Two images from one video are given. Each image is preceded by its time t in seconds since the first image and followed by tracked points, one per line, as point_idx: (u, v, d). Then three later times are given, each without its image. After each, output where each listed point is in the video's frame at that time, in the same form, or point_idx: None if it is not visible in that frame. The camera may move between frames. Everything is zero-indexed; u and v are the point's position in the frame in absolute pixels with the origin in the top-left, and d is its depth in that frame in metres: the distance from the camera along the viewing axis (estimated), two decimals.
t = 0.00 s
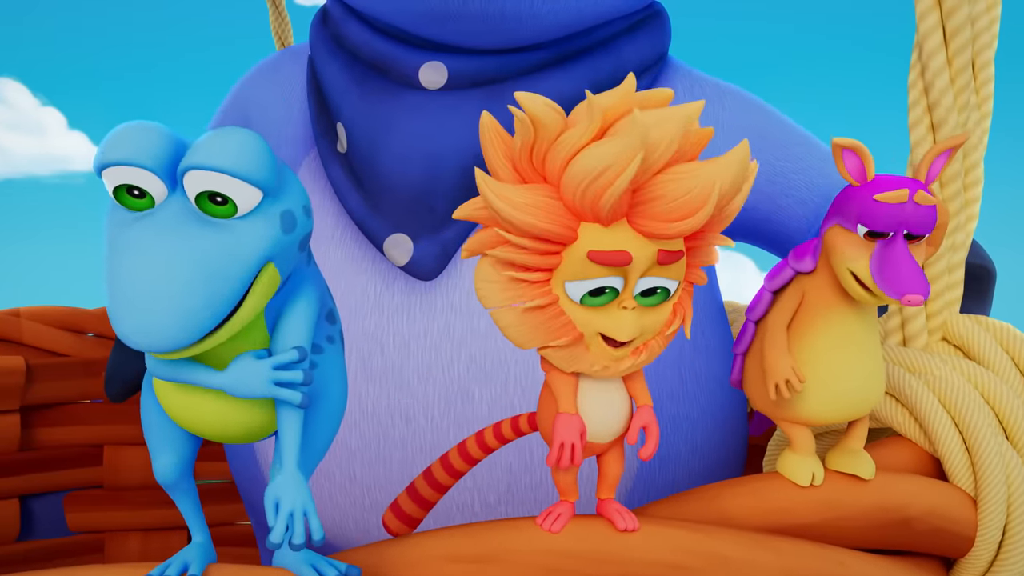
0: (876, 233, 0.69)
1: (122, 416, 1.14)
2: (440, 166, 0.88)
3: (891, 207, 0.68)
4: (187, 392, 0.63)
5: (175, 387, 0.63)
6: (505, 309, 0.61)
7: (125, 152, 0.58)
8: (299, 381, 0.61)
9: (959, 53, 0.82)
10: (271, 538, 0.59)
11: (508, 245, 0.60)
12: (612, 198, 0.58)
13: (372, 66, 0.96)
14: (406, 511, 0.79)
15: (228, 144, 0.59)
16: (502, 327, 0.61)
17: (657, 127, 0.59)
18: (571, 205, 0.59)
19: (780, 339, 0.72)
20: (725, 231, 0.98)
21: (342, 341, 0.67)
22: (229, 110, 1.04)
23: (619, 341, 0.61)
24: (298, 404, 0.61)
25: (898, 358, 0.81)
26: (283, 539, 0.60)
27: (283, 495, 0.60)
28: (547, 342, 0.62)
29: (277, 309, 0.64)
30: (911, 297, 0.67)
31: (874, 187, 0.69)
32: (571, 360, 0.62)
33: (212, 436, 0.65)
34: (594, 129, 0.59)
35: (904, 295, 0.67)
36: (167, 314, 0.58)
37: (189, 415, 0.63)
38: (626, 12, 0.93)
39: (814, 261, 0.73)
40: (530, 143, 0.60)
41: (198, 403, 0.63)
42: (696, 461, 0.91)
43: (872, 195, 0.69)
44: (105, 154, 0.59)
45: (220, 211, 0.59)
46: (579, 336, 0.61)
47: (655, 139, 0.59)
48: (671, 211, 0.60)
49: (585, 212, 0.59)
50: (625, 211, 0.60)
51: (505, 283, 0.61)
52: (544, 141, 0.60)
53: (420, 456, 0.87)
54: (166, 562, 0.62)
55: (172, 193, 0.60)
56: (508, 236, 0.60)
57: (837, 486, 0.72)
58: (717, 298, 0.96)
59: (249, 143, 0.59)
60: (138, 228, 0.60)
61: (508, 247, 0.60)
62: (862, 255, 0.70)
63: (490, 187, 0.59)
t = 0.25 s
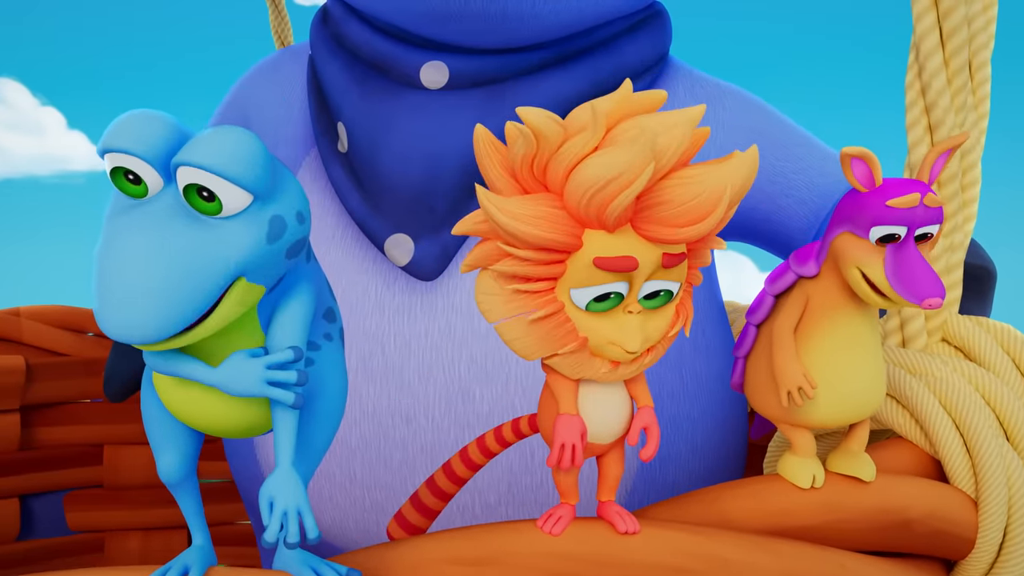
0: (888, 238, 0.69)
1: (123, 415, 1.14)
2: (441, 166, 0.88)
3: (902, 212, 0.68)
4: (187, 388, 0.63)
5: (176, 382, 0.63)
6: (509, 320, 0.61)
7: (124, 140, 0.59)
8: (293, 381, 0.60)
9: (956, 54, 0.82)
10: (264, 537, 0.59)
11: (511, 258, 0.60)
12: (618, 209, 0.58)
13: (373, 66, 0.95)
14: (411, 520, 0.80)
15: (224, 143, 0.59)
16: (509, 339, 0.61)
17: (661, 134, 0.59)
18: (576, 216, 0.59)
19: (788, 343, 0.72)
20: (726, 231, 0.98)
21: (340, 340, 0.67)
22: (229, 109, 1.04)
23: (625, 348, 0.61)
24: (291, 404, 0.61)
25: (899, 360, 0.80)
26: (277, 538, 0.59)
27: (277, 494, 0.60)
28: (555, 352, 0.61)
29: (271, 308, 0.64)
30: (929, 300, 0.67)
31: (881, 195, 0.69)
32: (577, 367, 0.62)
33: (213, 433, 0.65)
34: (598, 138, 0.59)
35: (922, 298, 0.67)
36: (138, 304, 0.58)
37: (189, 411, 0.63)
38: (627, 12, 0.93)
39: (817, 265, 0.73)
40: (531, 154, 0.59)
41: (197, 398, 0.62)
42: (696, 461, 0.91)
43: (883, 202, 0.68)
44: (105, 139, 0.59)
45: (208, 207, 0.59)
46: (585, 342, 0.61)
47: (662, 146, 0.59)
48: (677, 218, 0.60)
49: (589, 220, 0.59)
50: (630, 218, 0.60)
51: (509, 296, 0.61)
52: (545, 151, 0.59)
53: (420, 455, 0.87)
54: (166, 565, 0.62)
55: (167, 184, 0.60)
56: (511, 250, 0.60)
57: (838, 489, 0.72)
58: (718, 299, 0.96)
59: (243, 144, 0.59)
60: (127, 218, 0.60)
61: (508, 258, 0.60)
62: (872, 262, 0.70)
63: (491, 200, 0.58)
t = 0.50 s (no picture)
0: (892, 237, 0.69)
1: (123, 414, 1.13)
2: (441, 166, 0.88)
3: (905, 211, 0.68)
4: (189, 389, 0.63)
5: (178, 383, 0.63)
6: (504, 308, 0.61)
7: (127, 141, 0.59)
8: (296, 387, 0.60)
9: (953, 54, 0.82)
10: (264, 540, 0.59)
11: (508, 245, 0.60)
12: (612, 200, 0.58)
13: (373, 66, 0.95)
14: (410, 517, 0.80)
15: (223, 145, 0.59)
16: (503, 326, 0.61)
17: (657, 127, 0.59)
18: (572, 205, 0.59)
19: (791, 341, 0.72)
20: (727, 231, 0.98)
21: (340, 342, 0.67)
22: (229, 109, 1.04)
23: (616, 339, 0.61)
24: (293, 410, 0.61)
25: (899, 362, 0.80)
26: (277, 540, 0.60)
27: (277, 497, 0.60)
28: (547, 342, 0.61)
29: (270, 312, 0.64)
30: (936, 298, 0.68)
31: (882, 195, 0.69)
32: (569, 359, 0.62)
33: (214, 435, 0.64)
34: (597, 127, 0.59)
35: (930, 296, 0.68)
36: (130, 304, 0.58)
37: (190, 413, 0.63)
38: (628, 12, 0.93)
39: (819, 264, 0.72)
40: (531, 141, 0.60)
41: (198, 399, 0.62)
42: (697, 462, 0.91)
43: (888, 202, 0.68)
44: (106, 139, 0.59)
45: (206, 209, 0.59)
46: (578, 333, 0.61)
47: (656, 140, 0.59)
48: (672, 211, 0.60)
49: (584, 210, 0.59)
50: (625, 209, 0.60)
51: (506, 282, 0.61)
52: (544, 140, 0.60)
53: (420, 455, 0.87)
54: (166, 568, 0.63)
55: (167, 186, 0.60)
56: (508, 236, 0.60)
57: (838, 491, 0.72)
58: (719, 299, 0.96)
59: (242, 147, 0.59)
60: (125, 219, 0.60)
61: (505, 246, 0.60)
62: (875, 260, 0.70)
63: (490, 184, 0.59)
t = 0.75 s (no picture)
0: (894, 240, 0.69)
1: (122, 414, 1.13)
2: (441, 167, 0.88)
3: (907, 213, 0.68)
4: (188, 402, 0.63)
5: (177, 396, 0.63)
6: (510, 318, 0.61)
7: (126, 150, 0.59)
8: (294, 404, 0.60)
9: (951, 55, 0.82)
10: (263, 554, 0.59)
11: (512, 253, 0.60)
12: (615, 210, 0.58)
13: (373, 65, 0.95)
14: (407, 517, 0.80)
15: (217, 159, 0.59)
16: (508, 336, 0.61)
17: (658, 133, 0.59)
18: (576, 215, 0.59)
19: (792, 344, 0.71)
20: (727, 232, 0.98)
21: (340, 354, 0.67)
22: (229, 109, 1.04)
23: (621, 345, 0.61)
24: (290, 425, 0.60)
25: (900, 363, 0.80)
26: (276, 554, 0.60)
27: (275, 512, 0.60)
28: (554, 351, 0.61)
29: (268, 324, 0.64)
30: (938, 300, 0.68)
31: (885, 197, 0.69)
32: (576, 367, 0.62)
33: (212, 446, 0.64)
34: (597, 135, 0.59)
35: (932, 299, 0.68)
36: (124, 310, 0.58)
37: (190, 425, 0.63)
38: (628, 11, 0.92)
39: (820, 265, 0.72)
40: (533, 150, 0.60)
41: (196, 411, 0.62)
42: (697, 462, 0.91)
43: (889, 204, 0.68)
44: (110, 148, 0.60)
45: (195, 220, 0.59)
46: (584, 342, 0.61)
47: (660, 145, 0.58)
48: (676, 219, 0.60)
49: (588, 220, 0.59)
50: (630, 219, 0.60)
51: (508, 291, 0.60)
52: (545, 150, 0.59)
53: (420, 456, 0.87)
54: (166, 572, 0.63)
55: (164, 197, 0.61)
56: (511, 245, 0.59)
57: (839, 492, 0.72)
58: (719, 300, 0.96)
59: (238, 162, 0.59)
60: (124, 227, 0.61)
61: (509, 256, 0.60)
62: (877, 263, 0.69)
63: (493, 195, 0.59)
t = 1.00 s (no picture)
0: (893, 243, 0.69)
1: (122, 413, 1.13)
2: (441, 166, 0.88)
3: (908, 215, 0.68)
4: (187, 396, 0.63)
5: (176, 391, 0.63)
6: (509, 328, 0.61)
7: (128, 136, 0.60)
8: (286, 403, 0.60)
9: (950, 56, 0.82)
10: (262, 555, 0.59)
11: (510, 265, 0.60)
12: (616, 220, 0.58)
13: (373, 65, 0.95)
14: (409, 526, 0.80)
15: (218, 151, 0.59)
16: (507, 347, 0.61)
17: (661, 145, 0.59)
18: (576, 225, 0.59)
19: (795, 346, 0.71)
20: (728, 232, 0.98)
21: (339, 352, 0.67)
22: (229, 109, 1.04)
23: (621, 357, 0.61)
24: (283, 425, 0.60)
25: (901, 365, 0.80)
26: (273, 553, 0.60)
27: (272, 512, 0.60)
28: (552, 360, 0.61)
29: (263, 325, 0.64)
30: (939, 302, 0.68)
31: (885, 200, 0.68)
32: (575, 377, 0.62)
33: (213, 442, 0.64)
34: (598, 148, 0.59)
35: (934, 300, 0.68)
36: (117, 297, 0.58)
37: (189, 420, 0.63)
38: (629, 11, 0.92)
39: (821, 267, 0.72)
40: (533, 163, 0.59)
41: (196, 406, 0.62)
42: (697, 463, 0.91)
43: (890, 206, 0.68)
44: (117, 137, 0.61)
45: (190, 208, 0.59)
46: (582, 352, 0.61)
47: (662, 157, 0.59)
48: (678, 229, 0.60)
49: (589, 230, 0.59)
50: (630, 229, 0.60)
51: (508, 303, 0.60)
52: (546, 163, 0.59)
53: (420, 456, 0.87)
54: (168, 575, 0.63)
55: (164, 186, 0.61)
56: (510, 257, 0.59)
57: (839, 494, 0.72)
58: (720, 300, 0.96)
59: (237, 154, 0.60)
60: (121, 217, 0.61)
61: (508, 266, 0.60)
62: (878, 267, 0.69)
63: (492, 205, 0.58)
